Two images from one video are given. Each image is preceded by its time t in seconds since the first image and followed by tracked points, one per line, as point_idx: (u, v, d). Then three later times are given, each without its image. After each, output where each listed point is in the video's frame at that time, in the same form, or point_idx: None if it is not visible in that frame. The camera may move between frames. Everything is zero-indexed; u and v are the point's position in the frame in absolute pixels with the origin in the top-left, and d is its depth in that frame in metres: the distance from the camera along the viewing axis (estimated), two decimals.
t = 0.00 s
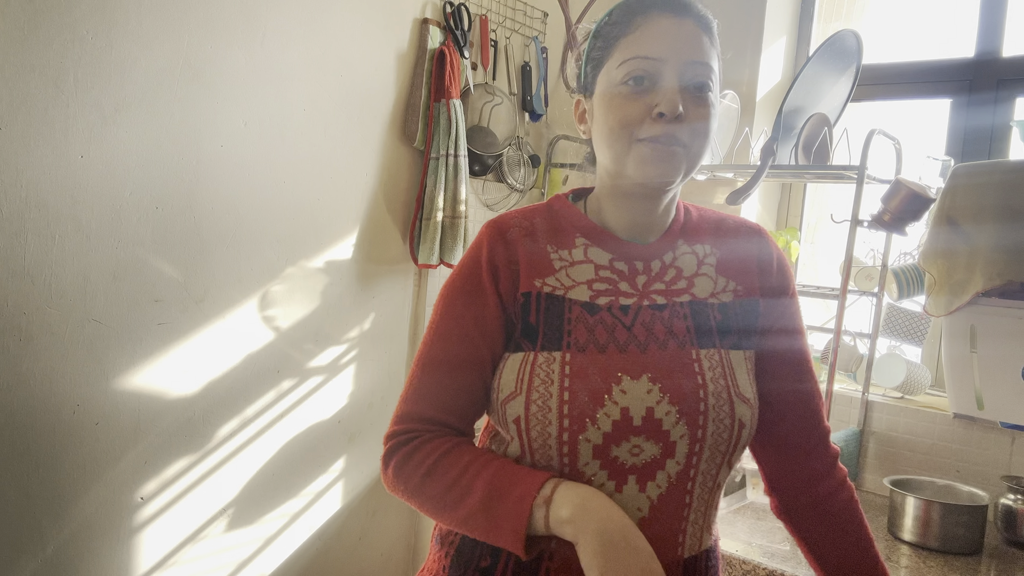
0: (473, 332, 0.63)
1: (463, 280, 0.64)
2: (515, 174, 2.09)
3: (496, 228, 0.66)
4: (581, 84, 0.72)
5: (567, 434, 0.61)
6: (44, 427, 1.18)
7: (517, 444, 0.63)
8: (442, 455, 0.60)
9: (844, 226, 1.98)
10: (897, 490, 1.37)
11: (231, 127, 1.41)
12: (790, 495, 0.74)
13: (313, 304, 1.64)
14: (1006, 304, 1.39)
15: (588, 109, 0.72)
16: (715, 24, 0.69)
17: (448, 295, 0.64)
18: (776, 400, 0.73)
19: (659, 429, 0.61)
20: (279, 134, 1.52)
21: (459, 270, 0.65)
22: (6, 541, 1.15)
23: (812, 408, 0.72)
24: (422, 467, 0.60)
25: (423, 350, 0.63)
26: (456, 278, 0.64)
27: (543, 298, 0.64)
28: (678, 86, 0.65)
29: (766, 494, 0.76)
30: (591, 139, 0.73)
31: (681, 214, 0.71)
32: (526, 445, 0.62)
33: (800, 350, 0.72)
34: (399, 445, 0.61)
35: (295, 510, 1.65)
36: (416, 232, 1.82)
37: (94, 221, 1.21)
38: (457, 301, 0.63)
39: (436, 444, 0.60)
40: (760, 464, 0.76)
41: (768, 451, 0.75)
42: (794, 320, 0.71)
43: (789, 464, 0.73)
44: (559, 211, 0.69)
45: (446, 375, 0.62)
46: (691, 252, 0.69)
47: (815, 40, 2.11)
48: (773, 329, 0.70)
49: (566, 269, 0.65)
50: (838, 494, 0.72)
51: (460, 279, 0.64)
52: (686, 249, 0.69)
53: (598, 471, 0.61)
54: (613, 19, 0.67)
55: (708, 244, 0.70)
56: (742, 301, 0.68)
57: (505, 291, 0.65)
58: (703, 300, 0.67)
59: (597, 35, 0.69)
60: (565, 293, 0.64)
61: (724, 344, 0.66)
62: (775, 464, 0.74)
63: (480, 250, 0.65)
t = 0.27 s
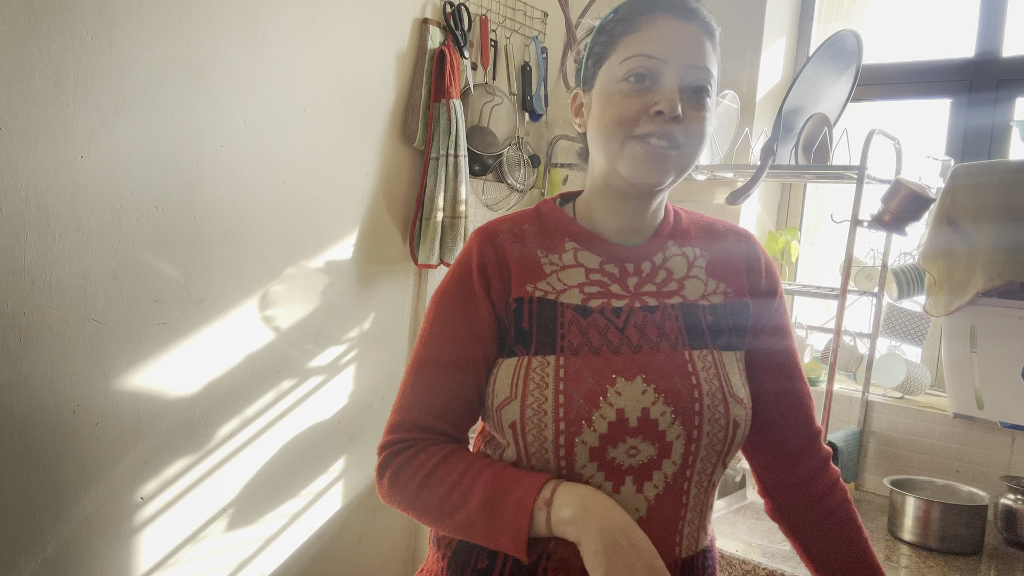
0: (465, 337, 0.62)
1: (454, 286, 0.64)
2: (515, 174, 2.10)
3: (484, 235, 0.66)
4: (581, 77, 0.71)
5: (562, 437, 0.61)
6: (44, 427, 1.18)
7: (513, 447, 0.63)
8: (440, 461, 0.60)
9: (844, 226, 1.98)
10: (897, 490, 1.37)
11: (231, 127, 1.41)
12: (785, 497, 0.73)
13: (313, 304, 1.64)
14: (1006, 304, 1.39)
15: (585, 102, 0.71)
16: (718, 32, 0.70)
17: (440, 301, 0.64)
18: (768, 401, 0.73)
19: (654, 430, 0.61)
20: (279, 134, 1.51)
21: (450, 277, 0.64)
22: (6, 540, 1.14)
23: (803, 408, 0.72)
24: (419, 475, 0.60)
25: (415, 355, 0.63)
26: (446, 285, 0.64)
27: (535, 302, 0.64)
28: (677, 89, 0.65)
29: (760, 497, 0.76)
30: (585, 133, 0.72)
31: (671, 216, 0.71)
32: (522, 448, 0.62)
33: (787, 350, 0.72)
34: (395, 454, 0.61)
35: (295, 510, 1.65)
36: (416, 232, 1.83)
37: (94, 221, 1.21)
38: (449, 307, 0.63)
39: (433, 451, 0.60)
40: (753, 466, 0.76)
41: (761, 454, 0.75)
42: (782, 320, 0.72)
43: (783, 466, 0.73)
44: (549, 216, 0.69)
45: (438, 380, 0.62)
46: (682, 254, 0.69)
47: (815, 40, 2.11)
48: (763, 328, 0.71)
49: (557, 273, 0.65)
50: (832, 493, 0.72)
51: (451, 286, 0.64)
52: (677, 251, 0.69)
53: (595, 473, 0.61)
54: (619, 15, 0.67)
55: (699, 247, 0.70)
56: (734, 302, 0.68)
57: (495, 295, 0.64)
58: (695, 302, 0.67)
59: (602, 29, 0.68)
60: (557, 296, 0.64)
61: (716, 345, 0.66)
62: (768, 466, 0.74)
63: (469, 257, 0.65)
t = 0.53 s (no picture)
0: (460, 337, 0.62)
1: (448, 284, 0.64)
2: (515, 174, 2.10)
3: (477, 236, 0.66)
4: (583, 75, 0.71)
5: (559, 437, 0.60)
6: (44, 427, 1.18)
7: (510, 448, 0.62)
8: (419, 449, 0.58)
9: (844, 226, 1.98)
10: (897, 490, 1.37)
11: (231, 127, 1.41)
12: (782, 497, 0.74)
13: (313, 304, 1.64)
14: (1006, 304, 1.39)
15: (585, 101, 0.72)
16: (723, 41, 0.70)
17: (434, 302, 0.64)
18: (763, 400, 0.73)
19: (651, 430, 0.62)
20: (279, 134, 1.52)
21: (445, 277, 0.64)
22: (6, 540, 1.14)
23: (798, 408, 0.73)
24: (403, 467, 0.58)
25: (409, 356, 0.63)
26: (440, 285, 0.64)
27: (530, 302, 0.64)
28: (677, 95, 0.65)
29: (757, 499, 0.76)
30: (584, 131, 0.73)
31: (665, 217, 0.71)
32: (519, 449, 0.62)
33: (781, 350, 0.73)
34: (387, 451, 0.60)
35: (295, 510, 1.65)
36: (416, 232, 1.83)
37: (94, 221, 1.21)
38: (444, 306, 0.63)
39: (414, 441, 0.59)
40: (750, 466, 0.76)
41: (758, 454, 0.75)
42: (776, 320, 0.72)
43: (779, 466, 0.73)
44: (543, 216, 0.69)
45: (433, 380, 0.61)
46: (676, 254, 0.69)
47: (815, 40, 2.11)
48: (756, 328, 0.72)
49: (552, 273, 0.65)
50: (828, 493, 0.72)
51: (446, 284, 0.64)
52: (672, 251, 0.69)
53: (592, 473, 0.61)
54: (627, 15, 0.67)
55: (693, 248, 0.70)
56: (729, 303, 0.69)
57: (488, 296, 0.64)
58: (689, 303, 0.67)
59: (607, 28, 0.68)
60: (552, 296, 0.64)
61: (711, 345, 0.66)
62: (765, 467, 0.74)
63: (462, 258, 0.65)
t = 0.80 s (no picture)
0: (457, 337, 0.62)
1: (446, 283, 0.64)
2: (515, 174, 2.10)
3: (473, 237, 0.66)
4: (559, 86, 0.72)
5: (559, 436, 0.60)
6: (44, 427, 1.18)
7: (511, 447, 0.61)
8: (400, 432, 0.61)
9: (844, 226, 1.98)
10: (897, 490, 1.37)
11: (231, 127, 1.41)
12: (779, 498, 0.73)
13: (313, 304, 1.64)
14: (1006, 304, 1.39)
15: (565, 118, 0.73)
16: (699, 34, 0.69)
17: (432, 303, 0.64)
18: (760, 402, 0.73)
19: (651, 429, 0.62)
20: (279, 134, 1.51)
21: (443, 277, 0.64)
22: (6, 540, 1.14)
23: (795, 408, 0.73)
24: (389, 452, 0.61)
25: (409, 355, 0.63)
26: (439, 284, 0.64)
27: (528, 301, 0.64)
28: (644, 105, 0.65)
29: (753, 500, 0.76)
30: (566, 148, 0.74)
31: (660, 218, 0.72)
32: (519, 448, 0.61)
33: (778, 350, 0.73)
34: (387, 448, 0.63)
35: (295, 510, 1.65)
36: (415, 232, 1.83)
37: (94, 221, 1.21)
38: (442, 304, 0.63)
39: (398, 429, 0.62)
40: (746, 468, 0.76)
41: (754, 456, 0.75)
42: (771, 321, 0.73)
43: (776, 467, 0.73)
44: (540, 215, 0.68)
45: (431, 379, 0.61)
46: (673, 254, 0.69)
47: (815, 40, 2.11)
48: (754, 328, 0.72)
49: (550, 272, 0.65)
50: (824, 492, 0.72)
51: (444, 283, 0.64)
52: (669, 251, 0.69)
53: (592, 472, 0.61)
54: (592, 23, 0.67)
55: (689, 248, 0.71)
56: (726, 304, 0.69)
57: (485, 295, 0.64)
58: (687, 302, 0.67)
59: (573, 41, 0.68)
60: (550, 295, 0.64)
61: (709, 345, 0.67)
62: (761, 469, 0.74)
63: (459, 259, 0.65)
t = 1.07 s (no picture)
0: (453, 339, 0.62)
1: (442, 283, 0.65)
2: (515, 174, 2.10)
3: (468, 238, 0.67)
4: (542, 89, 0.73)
5: (555, 438, 0.60)
6: (44, 427, 1.18)
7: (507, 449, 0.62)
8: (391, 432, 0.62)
9: (844, 226, 1.98)
10: (897, 490, 1.37)
11: (231, 127, 1.41)
12: (779, 499, 0.74)
13: (313, 304, 1.64)
14: (1006, 304, 1.39)
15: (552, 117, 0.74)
16: (673, 19, 0.70)
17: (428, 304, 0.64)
18: (759, 402, 0.73)
19: (648, 431, 0.61)
20: (279, 134, 1.52)
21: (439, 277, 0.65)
22: (6, 540, 1.14)
23: (794, 408, 0.73)
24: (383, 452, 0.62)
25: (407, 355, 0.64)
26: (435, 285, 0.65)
27: (524, 301, 0.64)
28: (629, 92, 0.66)
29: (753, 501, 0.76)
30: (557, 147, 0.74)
31: (659, 219, 0.72)
32: (515, 449, 0.61)
33: (778, 350, 0.73)
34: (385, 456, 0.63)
35: (295, 510, 1.65)
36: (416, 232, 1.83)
37: (94, 221, 1.21)
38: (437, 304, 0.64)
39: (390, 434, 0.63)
40: (746, 469, 0.76)
41: (753, 457, 0.75)
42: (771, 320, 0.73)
43: (775, 468, 0.73)
44: (537, 216, 0.70)
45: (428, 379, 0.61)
46: (671, 254, 0.69)
47: (815, 40, 2.11)
48: (752, 328, 0.72)
49: (545, 272, 0.66)
50: (824, 493, 0.73)
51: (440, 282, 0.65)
52: (667, 251, 0.69)
53: (589, 475, 0.61)
54: (566, 21, 0.68)
55: (688, 248, 0.71)
56: (726, 304, 0.69)
57: (479, 295, 0.64)
58: (684, 303, 0.67)
59: (551, 40, 0.70)
60: (547, 296, 0.64)
61: (707, 346, 0.66)
62: (761, 470, 0.74)
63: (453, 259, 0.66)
